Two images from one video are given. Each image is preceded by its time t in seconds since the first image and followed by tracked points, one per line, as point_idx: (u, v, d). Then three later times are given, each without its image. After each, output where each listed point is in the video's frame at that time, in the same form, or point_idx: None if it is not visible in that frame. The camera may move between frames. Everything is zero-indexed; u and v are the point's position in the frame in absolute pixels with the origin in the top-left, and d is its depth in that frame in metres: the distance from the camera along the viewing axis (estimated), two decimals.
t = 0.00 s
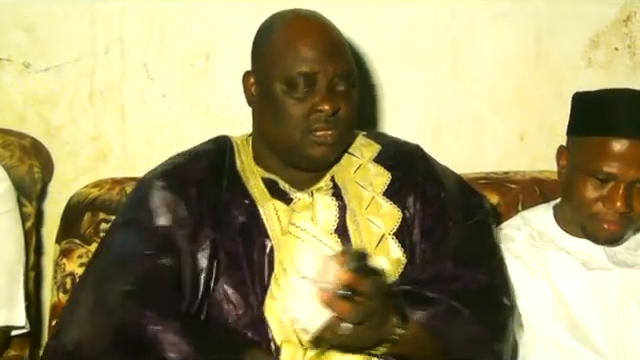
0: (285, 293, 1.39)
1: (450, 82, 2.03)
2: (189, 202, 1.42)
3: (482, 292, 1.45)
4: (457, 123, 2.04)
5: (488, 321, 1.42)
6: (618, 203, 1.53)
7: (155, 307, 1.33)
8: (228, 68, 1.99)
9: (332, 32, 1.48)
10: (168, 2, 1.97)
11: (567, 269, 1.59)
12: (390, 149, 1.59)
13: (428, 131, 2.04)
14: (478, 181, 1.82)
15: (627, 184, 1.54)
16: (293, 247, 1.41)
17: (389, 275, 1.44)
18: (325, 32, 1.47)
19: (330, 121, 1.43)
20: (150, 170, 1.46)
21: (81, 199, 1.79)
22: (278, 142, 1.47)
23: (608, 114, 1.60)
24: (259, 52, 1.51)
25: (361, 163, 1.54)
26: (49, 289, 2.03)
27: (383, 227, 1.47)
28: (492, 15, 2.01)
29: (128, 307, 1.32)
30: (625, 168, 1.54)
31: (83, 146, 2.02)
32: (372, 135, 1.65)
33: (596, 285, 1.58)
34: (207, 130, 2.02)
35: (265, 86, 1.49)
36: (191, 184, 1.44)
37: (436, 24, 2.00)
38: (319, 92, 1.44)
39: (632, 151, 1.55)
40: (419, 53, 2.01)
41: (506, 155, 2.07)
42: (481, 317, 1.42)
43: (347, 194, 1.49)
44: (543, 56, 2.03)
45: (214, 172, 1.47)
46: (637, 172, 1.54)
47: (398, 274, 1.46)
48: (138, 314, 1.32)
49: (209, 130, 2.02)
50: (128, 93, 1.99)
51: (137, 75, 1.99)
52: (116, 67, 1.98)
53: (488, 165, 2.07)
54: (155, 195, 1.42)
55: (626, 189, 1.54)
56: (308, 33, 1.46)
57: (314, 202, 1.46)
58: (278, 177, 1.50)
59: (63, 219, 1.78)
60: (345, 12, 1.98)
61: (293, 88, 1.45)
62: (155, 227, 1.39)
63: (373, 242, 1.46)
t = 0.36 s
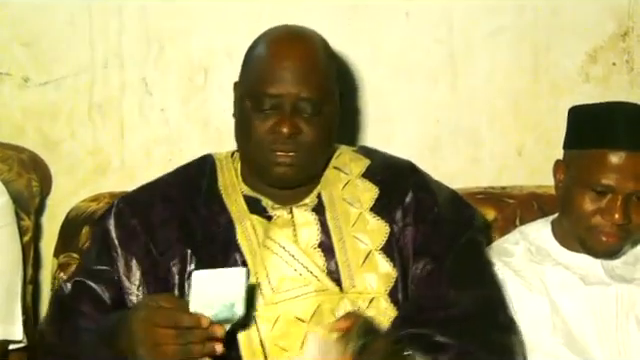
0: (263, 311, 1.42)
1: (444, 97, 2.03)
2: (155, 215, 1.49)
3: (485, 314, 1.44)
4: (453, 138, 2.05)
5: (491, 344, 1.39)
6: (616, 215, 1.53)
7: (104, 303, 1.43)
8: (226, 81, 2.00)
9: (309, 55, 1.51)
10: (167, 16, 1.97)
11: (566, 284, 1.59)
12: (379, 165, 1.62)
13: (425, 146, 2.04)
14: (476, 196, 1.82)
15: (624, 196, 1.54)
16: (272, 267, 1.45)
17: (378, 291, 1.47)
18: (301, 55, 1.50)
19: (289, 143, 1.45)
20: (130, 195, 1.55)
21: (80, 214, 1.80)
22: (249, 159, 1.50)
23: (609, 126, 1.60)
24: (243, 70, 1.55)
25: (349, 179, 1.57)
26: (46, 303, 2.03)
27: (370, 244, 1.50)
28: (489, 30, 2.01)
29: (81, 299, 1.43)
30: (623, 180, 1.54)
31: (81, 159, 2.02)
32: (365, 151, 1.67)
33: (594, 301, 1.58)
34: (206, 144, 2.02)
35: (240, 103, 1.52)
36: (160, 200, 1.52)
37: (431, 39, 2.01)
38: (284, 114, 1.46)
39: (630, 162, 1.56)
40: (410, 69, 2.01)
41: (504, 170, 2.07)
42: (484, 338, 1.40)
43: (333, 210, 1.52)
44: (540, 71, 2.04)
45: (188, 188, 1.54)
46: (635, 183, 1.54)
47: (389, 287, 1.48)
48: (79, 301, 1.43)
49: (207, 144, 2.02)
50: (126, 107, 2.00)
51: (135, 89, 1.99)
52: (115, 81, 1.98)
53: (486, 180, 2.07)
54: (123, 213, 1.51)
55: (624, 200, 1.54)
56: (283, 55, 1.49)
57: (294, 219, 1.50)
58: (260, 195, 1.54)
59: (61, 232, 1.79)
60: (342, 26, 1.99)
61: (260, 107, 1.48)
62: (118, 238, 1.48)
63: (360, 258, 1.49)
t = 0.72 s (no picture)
0: (262, 324, 1.42)
1: (443, 110, 2.03)
2: (161, 232, 1.48)
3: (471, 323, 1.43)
4: (452, 151, 2.05)
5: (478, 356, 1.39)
6: (613, 227, 1.53)
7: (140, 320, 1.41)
8: (226, 93, 2.00)
9: (302, 66, 1.51)
10: (166, 28, 1.96)
11: (565, 298, 1.58)
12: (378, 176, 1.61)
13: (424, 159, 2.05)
14: (475, 208, 1.82)
15: (622, 207, 1.53)
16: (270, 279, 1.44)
17: (378, 303, 1.47)
18: (294, 67, 1.50)
19: (286, 156, 1.45)
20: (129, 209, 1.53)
21: (80, 223, 1.79)
22: (245, 172, 1.50)
23: (605, 138, 1.60)
24: (235, 82, 1.55)
25: (347, 191, 1.57)
26: (44, 314, 2.03)
27: (369, 255, 1.50)
28: (489, 43, 2.01)
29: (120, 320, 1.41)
30: (620, 191, 1.54)
31: (81, 171, 2.02)
32: (361, 163, 1.67)
33: (593, 314, 1.57)
34: (205, 156, 2.02)
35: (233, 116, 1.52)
36: (163, 215, 1.50)
37: (430, 52, 2.00)
38: (279, 127, 1.47)
39: (627, 173, 1.55)
40: (409, 82, 2.01)
41: (502, 182, 2.07)
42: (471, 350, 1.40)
43: (332, 222, 1.52)
44: (540, 84, 2.04)
45: (188, 202, 1.53)
46: (633, 195, 1.54)
47: (388, 299, 1.49)
48: (120, 325, 1.41)
49: (207, 156, 2.02)
50: (125, 119, 1.99)
51: (135, 101, 1.99)
52: (114, 93, 1.98)
53: (485, 192, 2.08)
54: (129, 230, 1.49)
55: (621, 212, 1.54)
56: (276, 68, 1.49)
57: (294, 231, 1.49)
58: (259, 207, 1.53)
59: (59, 245, 1.77)
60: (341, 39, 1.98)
61: (253, 120, 1.48)
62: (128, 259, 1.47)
63: (359, 270, 1.49)
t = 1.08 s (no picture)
0: (267, 332, 1.42)
1: (445, 117, 2.02)
2: (165, 240, 1.48)
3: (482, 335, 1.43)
4: (454, 158, 2.04)
5: None
6: (611, 233, 1.52)
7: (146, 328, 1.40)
8: (228, 101, 1.99)
9: (316, 75, 1.51)
10: (167, 36, 1.96)
11: (567, 305, 1.58)
12: (382, 185, 1.61)
13: (426, 166, 2.04)
14: (477, 216, 1.82)
15: (620, 213, 1.53)
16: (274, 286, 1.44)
17: (382, 312, 1.47)
18: (308, 76, 1.50)
19: (301, 165, 1.46)
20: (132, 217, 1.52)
21: (82, 230, 1.79)
22: (254, 179, 1.50)
23: (601, 144, 1.59)
24: (246, 88, 1.54)
25: (352, 200, 1.56)
26: (45, 322, 2.02)
27: (374, 264, 1.50)
28: (491, 50, 2.01)
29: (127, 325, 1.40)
30: (618, 197, 1.53)
31: (82, 179, 2.01)
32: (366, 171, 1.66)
33: (595, 322, 1.56)
34: (206, 164, 2.02)
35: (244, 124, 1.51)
36: (168, 223, 1.50)
37: (432, 59, 2.00)
38: (294, 136, 1.46)
39: (625, 179, 1.54)
40: (415, 91, 2.01)
41: (504, 190, 2.07)
42: None
43: (337, 231, 1.52)
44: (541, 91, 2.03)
45: (192, 210, 1.53)
46: (630, 200, 1.53)
47: (393, 308, 1.49)
48: (125, 330, 1.40)
49: (208, 164, 2.02)
50: (126, 127, 1.99)
51: (136, 109, 1.99)
52: (115, 101, 1.98)
53: (487, 200, 2.07)
54: (134, 238, 1.48)
55: (619, 218, 1.53)
56: (291, 76, 1.49)
57: (299, 238, 1.49)
58: (262, 214, 1.53)
59: (61, 253, 1.77)
60: (343, 46, 1.98)
61: (267, 129, 1.47)
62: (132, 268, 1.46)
63: (364, 279, 1.48)
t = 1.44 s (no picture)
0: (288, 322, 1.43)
1: (448, 121, 2.02)
2: (158, 249, 1.49)
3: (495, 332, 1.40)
4: (457, 162, 2.04)
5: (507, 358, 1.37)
6: (613, 234, 1.52)
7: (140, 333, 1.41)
8: (230, 105, 1.99)
9: (327, 81, 1.50)
10: (169, 41, 1.96)
11: (571, 309, 1.57)
12: (382, 187, 1.61)
13: (429, 170, 2.03)
14: (481, 220, 1.81)
15: (621, 214, 1.52)
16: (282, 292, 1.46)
17: (390, 313, 1.47)
18: (321, 81, 1.49)
19: (321, 171, 1.45)
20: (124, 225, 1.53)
21: (84, 237, 1.79)
22: (267, 185, 1.48)
23: (603, 146, 1.59)
24: (254, 94, 1.52)
25: (353, 201, 1.56)
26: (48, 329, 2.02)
27: (378, 266, 1.50)
28: (493, 54, 2.01)
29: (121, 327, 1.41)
30: (619, 198, 1.53)
31: (84, 184, 2.01)
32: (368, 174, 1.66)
33: (600, 325, 1.56)
34: (209, 169, 2.02)
35: (257, 131, 1.49)
36: (160, 232, 1.51)
37: (435, 64, 2.00)
38: (314, 142, 1.45)
39: (627, 181, 1.54)
40: (418, 96, 2.01)
41: (508, 194, 2.07)
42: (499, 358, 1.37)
43: (340, 234, 1.52)
44: (545, 95, 2.03)
45: (188, 218, 1.53)
46: (631, 201, 1.52)
47: (401, 308, 1.48)
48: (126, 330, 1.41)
49: (211, 169, 2.02)
50: (129, 132, 1.99)
51: (138, 114, 1.98)
52: (117, 106, 1.98)
53: (491, 204, 2.07)
54: (128, 246, 1.49)
55: (620, 219, 1.52)
56: (306, 82, 1.47)
57: (298, 241, 1.50)
58: (264, 218, 1.52)
59: (63, 261, 1.78)
60: (344, 50, 1.98)
61: (286, 135, 1.46)
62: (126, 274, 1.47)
63: (369, 282, 1.48)
